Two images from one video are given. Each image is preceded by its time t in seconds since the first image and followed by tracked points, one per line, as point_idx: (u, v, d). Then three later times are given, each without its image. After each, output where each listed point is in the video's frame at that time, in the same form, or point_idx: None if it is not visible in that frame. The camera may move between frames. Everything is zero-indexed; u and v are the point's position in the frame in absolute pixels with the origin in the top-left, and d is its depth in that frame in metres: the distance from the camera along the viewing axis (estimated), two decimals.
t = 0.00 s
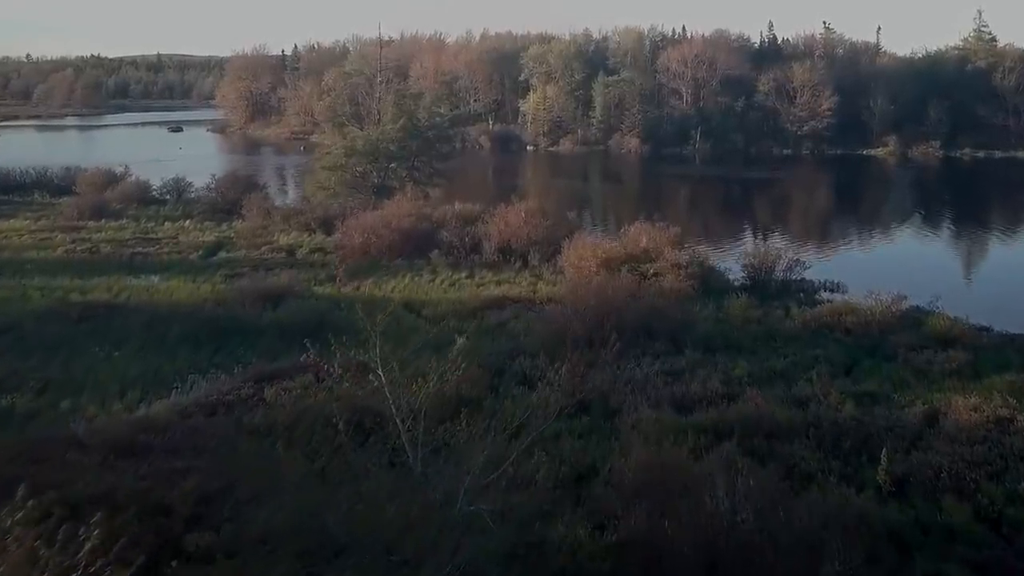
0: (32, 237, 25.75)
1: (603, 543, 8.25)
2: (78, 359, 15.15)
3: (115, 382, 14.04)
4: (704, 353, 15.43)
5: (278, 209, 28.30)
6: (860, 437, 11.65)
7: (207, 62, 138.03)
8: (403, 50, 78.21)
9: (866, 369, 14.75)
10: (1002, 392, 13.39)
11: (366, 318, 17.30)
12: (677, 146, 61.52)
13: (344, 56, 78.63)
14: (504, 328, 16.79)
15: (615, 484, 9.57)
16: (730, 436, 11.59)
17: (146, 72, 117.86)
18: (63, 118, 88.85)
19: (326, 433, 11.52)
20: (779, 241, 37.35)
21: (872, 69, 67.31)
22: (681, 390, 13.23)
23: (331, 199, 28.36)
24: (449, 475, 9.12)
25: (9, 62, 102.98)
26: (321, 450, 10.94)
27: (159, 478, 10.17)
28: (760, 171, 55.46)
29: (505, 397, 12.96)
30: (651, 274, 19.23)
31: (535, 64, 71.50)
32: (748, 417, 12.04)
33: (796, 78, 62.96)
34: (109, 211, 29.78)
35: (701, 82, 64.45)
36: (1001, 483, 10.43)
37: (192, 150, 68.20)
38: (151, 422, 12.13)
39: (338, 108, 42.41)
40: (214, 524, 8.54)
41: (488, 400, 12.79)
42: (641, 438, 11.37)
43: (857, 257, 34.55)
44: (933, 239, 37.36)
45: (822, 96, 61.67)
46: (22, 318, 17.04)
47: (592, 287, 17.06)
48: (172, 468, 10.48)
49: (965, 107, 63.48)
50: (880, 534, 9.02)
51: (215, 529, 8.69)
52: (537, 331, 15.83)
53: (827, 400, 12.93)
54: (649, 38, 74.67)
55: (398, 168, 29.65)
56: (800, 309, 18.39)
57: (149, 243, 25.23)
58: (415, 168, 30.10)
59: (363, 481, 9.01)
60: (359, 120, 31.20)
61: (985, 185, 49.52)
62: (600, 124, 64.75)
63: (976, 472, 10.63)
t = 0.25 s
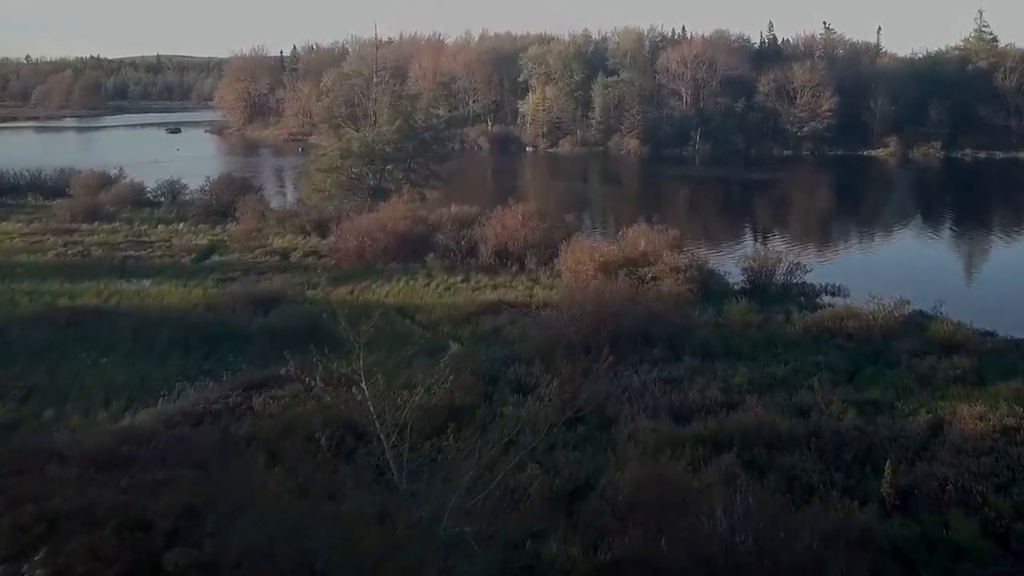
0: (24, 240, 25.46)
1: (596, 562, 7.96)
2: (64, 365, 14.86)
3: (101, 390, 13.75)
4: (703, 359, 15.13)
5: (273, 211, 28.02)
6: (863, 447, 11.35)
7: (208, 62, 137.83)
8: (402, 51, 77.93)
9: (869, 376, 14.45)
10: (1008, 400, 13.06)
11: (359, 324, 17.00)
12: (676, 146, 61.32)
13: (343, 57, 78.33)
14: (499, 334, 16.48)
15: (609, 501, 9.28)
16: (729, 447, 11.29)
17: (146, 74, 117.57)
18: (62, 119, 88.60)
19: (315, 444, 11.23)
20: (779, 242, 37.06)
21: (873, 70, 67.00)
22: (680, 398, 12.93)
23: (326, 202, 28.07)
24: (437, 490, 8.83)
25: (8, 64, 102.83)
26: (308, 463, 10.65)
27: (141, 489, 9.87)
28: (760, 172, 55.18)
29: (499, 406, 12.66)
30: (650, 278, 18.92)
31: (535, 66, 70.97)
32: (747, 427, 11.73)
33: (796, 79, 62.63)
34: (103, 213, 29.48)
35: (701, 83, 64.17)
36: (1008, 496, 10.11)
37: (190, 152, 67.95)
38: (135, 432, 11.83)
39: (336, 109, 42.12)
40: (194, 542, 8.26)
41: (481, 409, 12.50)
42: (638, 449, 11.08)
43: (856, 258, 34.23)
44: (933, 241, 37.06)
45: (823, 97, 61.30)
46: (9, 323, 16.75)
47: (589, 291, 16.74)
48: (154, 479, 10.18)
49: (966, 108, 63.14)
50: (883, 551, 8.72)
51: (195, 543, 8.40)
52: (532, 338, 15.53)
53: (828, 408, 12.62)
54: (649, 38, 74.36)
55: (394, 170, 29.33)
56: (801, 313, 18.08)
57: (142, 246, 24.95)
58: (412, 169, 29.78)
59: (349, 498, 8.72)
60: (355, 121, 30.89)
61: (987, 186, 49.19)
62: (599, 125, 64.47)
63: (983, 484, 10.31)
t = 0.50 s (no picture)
0: (16, 242, 25.23)
1: None
2: (51, 370, 14.62)
3: (87, 397, 13.52)
4: (701, 363, 14.90)
5: (269, 213, 27.79)
6: (863, 454, 11.14)
7: (208, 62, 137.49)
8: (401, 52, 77.70)
9: (869, 381, 14.23)
10: (1011, 406, 12.84)
11: (352, 329, 16.79)
12: (676, 147, 61.27)
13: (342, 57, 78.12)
14: (494, 338, 16.26)
15: (603, 513, 9.05)
16: (727, 456, 11.06)
17: (145, 74, 117.35)
18: (60, 120, 88.36)
19: (305, 452, 11.02)
20: (779, 243, 36.85)
21: (873, 70, 66.80)
22: (677, 404, 12.71)
23: (322, 203, 27.85)
24: (427, 502, 8.63)
25: (8, 65, 102.75)
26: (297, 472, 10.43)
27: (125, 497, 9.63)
28: (760, 172, 54.99)
29: (493, 413, 12.44)
30: (647, 281, 18.68)
31: (534, 67, 70.41)
32: (745, 434, 11.50)
33: (796, 79, 62.37)
34: (97, 215, 29.25)
35: (700, 83, 63.94)
36: (1011, 505, 9.88)
37: (188, 153, 67.78)
38: (121, 439, 11.59)
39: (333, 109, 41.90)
40: (177, 554, 8.04)
41: (474, 416, 12.28)
42: (633, 458, 10.86)
43: (856, 259, 34.02)
44: (933, 241, 36.85)
45: (823, 97, 60.94)
46: None
47: (586, 294, 16.50)
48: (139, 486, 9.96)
49: (966, 108, 62.91)
50: (884, 566, 8.49)
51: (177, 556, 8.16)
52: (527, 342, 15.29)
53: (829, 415, 12.38)
54: (649, 39, 74.08)
55: (391, 171, 29.08)
56: (800, 316, 17.86)
57: (136, 248, 24.71)
58: (408, 170, 29.54)
59: (336, 512, 8.48)
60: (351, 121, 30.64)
61: (987, 187, 48.97)
62: (599, 125, 64.26)
63: (985, 493, 10.08)
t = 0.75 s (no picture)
0: (9, 244, 25.02)
1: None
2: (38, 375, 14.39)
3: (74, 403, 13.31)
4: (698, 368, 14.67)
5: (264, 214, 27.56)
6: (862, 462, 10.93)
7: (207, 63, 137.27)
8: (399, 52, 77.50)
9: (868, 386, 14.02)
10: (1013, 412, 12.61)
11: (345, 333, 16.58)
12: (676, 148, 61.29)
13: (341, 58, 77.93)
14: (488, 342, 16.04)
15: (596, 525, 8.84)
16: (723, 464, 10.84)
17: (145, 75, 117.22)
18: (59, 120, 88.12)
19: (293, 461, 10.82)
20: (778, 244, 36.65)
21: (873, 71, 66.61)
22: (673, 410, 12.49)
23: (317, 205, 27.63)
24: (415, 513, 8.44)
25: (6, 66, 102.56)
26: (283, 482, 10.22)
27: (107, 508, 9.42)
28: (760, 173, 54.78)
29: (485, 420, 12.23)
30: (644, 284, 18.46)
31: (532, 66, 70.50)
32: (742, 442, 11.28)
33: (796, 79, 62.12)
34: (91, 216, 29.03)
35: (700, 84, 63.71)
36: (1014, 515, 9.65)
37: (186, 153, 67.59)
38: (106, 446, 11.38)
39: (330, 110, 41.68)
40: (158, 567, 7.83)
41: (466, 423, 12.08)
42: (627, 466, 10.66)
43: (855, 260, 33.81)
44: (933, 242, 36.63)
45: (823, 98, 60.63)
46: None
47: (581, 297, 16.28)
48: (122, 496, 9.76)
49: (966, 108, 62.70)
50: None
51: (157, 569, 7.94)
52: (522, 347, 15.06)
53: (828, 422, 12.16)
54: (649, 39, 73.86)
55: (387, 172, 28.83)
56: (799, 320, 17.63)
57: (129, 250, 24.49)
58: (405, 171, 29.31)
59: (321, 524, 8.27)
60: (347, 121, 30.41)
61: (987, 187, 48.76)
62: (598, 126, 64.04)
63: (987, 502, 9.86)
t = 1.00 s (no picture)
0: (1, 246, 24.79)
1: None
2: (24, 381, 14.16)
3: (59, 409, 13.08)
4: (695, 373, 14.44)
5: (259, 215, 27.33)
6: (860, 470, 10.71)
7: (206, 64, 137.16)
8: (398, 53, 77.24)
9: (867, 392, 13.79)
10: (1015, 418, 12.40)
11: (337, 338, 16.35)
12: (675, 148, 61.25)
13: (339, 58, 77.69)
14: (482, 346, 15.80)
15: (587, 537, 8.61)
16: (718, 473, 10.61)
17: (144, 76, 117.03)
18: (57, 121, 87.90)
19: (279, 469, 10.59)
20: (778, 246, 36.45)
21: (873, 71, 66.38)
22: (668, 417, 12.26)
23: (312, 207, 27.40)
24: (402, 526, 8.25)
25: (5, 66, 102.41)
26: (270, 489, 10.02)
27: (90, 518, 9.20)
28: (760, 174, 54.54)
29: (478, 428, 11.99)
30: (640, 287, 18.21)
31: (530, 66, 70.27)
32: (738, 450, 11.05)
33: (795, 80, 61.86)
34: (85, 218, 28.79)
35: (699, 84, 63.46)
36: (1016, 526, 9.43)
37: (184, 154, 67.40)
38: (89, 454, 11.14)
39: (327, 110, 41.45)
40: None
41: (458, 430, 11.86)
42: (621, 476, 10.44)
43: (855, 261, 33.58)
44: (934, 243, 36.40)
45: (822, 98, 60.43)
46: None
47: (577, 301, 16.04)
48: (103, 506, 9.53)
49: (966, 108, 62.46)
50: None
51: None
52: (515, 352, 14.82)
53: (825, 429, 11.94)
54: (648, 39, 73.60)
55: (383, 173, 28.57)
56: (798, 323, 17.40)
57: (122, 252, 24.25)
58: (401, 172, 29.07)
59: (305, 536, 8.05)
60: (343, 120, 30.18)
61: (988, 188, 48.55)
62: (597, 127, 63.81)
63: (988, 513, 9.63)
